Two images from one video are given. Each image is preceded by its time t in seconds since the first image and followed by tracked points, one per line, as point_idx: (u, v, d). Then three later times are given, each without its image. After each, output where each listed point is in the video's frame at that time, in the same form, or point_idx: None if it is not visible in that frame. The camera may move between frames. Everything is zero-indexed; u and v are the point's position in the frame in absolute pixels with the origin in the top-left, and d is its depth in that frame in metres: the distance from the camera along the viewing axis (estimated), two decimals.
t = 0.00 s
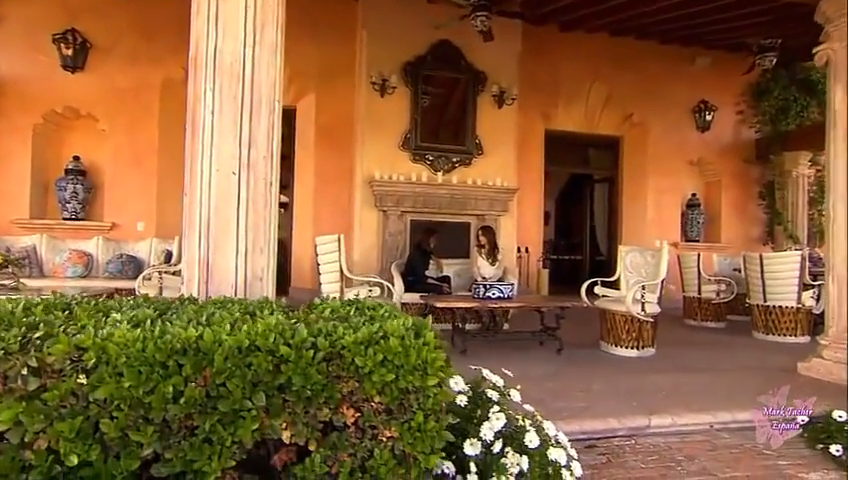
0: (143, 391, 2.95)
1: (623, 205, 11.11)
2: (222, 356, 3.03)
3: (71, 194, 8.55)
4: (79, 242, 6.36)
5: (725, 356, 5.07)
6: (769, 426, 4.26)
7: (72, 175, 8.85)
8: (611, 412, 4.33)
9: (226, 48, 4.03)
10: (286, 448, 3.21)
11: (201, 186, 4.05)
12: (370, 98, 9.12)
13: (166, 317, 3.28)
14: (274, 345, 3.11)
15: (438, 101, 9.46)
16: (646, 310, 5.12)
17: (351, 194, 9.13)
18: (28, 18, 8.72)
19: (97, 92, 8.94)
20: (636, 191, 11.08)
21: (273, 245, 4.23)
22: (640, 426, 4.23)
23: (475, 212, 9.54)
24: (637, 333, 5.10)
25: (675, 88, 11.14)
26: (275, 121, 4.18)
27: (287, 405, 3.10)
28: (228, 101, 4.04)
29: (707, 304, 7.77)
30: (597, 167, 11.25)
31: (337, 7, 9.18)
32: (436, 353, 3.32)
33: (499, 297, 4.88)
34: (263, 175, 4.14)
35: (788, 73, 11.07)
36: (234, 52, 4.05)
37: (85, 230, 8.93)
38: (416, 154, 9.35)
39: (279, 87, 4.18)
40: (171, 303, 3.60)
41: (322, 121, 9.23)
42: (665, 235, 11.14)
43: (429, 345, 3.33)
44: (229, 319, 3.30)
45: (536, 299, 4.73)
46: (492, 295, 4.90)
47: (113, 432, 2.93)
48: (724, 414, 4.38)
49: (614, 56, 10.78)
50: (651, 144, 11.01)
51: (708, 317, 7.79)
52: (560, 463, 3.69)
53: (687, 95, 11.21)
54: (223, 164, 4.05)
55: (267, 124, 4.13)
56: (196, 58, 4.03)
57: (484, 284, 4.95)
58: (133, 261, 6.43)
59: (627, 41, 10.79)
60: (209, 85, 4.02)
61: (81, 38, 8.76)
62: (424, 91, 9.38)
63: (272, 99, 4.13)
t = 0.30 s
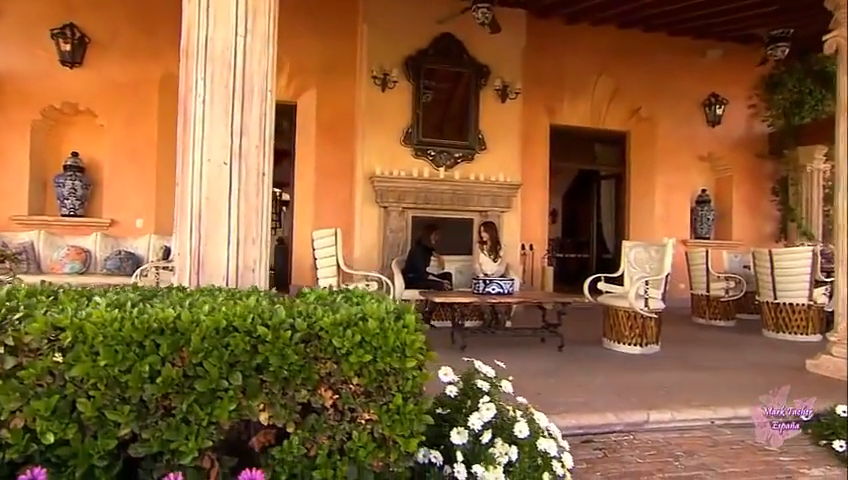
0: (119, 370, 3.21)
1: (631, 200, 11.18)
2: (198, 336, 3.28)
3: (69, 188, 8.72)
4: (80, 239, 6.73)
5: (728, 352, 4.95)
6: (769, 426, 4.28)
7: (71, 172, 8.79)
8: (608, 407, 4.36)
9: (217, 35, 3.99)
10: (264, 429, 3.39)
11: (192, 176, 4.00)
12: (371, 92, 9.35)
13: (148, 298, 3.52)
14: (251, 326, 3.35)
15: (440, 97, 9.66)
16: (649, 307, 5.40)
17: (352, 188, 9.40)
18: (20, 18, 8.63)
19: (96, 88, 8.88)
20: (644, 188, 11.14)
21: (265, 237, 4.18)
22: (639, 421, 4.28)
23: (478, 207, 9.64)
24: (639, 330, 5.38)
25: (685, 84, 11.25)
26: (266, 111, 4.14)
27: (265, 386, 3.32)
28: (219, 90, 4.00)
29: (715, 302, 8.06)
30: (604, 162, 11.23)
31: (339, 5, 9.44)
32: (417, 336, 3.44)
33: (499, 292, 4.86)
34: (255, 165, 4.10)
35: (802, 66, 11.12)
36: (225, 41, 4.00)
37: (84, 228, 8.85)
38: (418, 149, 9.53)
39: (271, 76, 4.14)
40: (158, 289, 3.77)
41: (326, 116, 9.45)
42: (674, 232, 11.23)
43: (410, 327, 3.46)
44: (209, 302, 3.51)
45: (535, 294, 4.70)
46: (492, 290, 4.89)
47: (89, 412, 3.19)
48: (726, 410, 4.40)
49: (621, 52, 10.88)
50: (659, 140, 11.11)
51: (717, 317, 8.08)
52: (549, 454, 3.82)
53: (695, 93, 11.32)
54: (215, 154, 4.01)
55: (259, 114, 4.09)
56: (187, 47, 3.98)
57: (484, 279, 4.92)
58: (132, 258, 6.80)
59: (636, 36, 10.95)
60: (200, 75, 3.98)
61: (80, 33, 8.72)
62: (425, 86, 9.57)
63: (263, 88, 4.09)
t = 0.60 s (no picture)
0: (95, 350, 3.21)
1: (637, 196, 11.61)
2: (175, 318, 3.27)
3: (67, 186, 9.06)
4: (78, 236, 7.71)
5: (732, 351, 4.85)
6: (769, 426, 4.13)
7: (68, 168, 9.13)
8: (604, 402, 4.29)
9: (208, 26, 3.97)
10: (243, 414, 3.38)
11: (183, 168, 3.99)
12: (370, 85, 9.59)
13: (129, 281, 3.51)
14: (228, 308, 3.33)
15: (444, 91, 9.91)
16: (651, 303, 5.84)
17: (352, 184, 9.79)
18: (19, 14, 8.98)
19: (92, 85, 9.26)
20: (649, 184, 11.52)
21: (257, 230, 4.17)
22: (635, 417, 4.19)
23: (482, 204, 9.86)
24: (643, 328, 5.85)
25: (688, 78, 11.48)
26: (258, 103, 4.12)
27: (242, 369, 3.32)
28: (210, 82, 3.98)
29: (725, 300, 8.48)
30: (609, 157, 11.68)
31: None
32: (395, 320, 3.43)
33: (498, 287, 4.82)
34: (245, 157, 4.08)
35: (815, 59, 10.84)
36: (217, 32, 3.98)
37: (81, 224, 9.20)
38: (418, 145, 9.77)
39: (263, 68, 4.12)
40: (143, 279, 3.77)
41: (328, 109, 9.88)
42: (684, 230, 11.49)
43: (389, 311, 3.45)
44: (189, 285, 3.51)
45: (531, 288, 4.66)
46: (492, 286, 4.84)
47: (67, 394, 3.20)
48: (727, 406, 4.31)
49: (621, 46, 11.18)
50: (664, 137, 11.39)
51: (725, 312, 8.52)
52: (538, 446, 3.76)
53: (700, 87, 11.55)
54: (205, 145, 4.00)
55: (250, 106, 4.07)
56: (177, 37, 3.97)
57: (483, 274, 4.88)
58: (129, 255, 7.93)
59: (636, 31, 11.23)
60: (190, 65, 3.95)
61: (77, 28, 9.05)
62: (427, 82, 9.79)
63: (255, 81, 4.07)
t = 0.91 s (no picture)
0: (70, 335, 3.20)
1: (644, 192, 11.64)
2: (150, 302, 3.26)
3: (62, 182, 9.22)
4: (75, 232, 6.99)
5: (737, 349, 4.75)
6: (768, 425, 4.01)
7: (64, 164, 9.29)
8: (601, 398, 4.19)
9: (198, 17, 3.96)
10: (219, 400, 3.39)
11: (173, 159, 3.98)
12: (369, 78, 9.65)
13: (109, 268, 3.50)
14: (204, 293, 3.33)
15: (446, 84, 9.94)
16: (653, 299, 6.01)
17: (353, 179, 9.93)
18: (13, 11, 9.13)
19: (86, 81, 9.38)
20: (657, 180, 11.57)
21: (247, 222, 4.15)
22: (632, 414, 4.09)
23: (483, 200, 9.98)
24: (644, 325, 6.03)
25: (693, 70, 11.55)
26: (249, 95, 4.10)
27: (217, 354, 3.31)
28: (199, 73, 3.96)
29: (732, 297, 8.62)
30: (615, 152, 11.73)
31: None
32: (372, 306, 3.40)
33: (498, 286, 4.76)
34: (236, 149, 4.06)
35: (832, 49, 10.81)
36: (206, 23, 3.97)
37: (76, 222, 9.34)
38: (419, 140, 9.82)
39: (253, 60, 4.11)
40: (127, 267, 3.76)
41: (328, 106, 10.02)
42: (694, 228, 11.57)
43: (366, 297, 3.41)
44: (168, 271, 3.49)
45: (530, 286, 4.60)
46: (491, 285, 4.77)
47: (42, 378, 3.19)
48: (725, 402, 4.16)
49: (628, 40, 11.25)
50: (672, 130, 11.47)
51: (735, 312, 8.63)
52: (525, 438, 3.69)
53: (705, 79, 11.61)
54: (194, 137, 3.97)
55: (240, 98, 4.05)
56: (167, 29, 3.97)
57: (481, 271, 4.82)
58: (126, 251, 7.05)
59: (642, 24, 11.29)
60: (179, 57, 3.94)
61: (72, 23, 9.16)
62: (429, 77, 9.84)
63: (245, 72, 4.06)
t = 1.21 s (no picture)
0: (45, 322, 3.18)
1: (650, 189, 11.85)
2: (127, 290, 3.25)
3: (57, 181, 9.48)
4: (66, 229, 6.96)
5: (743, 349, 4.63)
6: (769, 425, 3.88)
7: (59, 162, 9.55)
8: (596, 395, 4.08)
9: (187, 10, 3.93)
10: (196, 389, 3.37)
11: (162, 153, 3.95)
12: (370, 76, 10.18)
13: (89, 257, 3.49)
14: (181, 282, 3.31)
15: (448, 81, 10.48)
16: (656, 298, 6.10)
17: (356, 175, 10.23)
18: (8, 9, 9.42)
19: (82, 78, 9.70)
20: (664, 178, 11.76)
21: (237, 217, 4.11)
22: (628, 412, 3.98)
23: (485, 197, 10.46)
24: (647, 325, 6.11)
25: (698, 64, 11.68)
26: (239, 89, 4.07)
27: (194, 343, 3.29)
28: (188, 65, 3.92)
29: (740, 296, 8.68)
30: (621, 149, 11.93)
31: None
32: (350, 295, 3.36)
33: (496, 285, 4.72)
34: (226, 143, 4.02)
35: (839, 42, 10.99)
36: (195, 16, 3.94)
37: (72, 219, 9.58)
38: (419, 137, 10.35)
39: (244, 54, 4.08)
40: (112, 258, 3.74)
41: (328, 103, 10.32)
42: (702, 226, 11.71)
43: (345, 287, 3.38)
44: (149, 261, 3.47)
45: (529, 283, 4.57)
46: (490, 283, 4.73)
47: (18, 367, 3.17)
48: (725, 400, 4.03)
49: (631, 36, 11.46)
50: (679, 125, 11.63)
51: (744, 312, 8.68)
52: (511, 432, 3.61)
53: (710, 72, 11.74)
54: (184, 130, 3.94)
55: (230, 91, 4.02)
56: (156, 22, 3.95)
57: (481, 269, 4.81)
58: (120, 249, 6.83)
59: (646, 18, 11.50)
60: (168, 50, 3.91)
61: (67, 18, 9.49)
62: (429, 72, 10.35)
63: (235, 65, 4.02)
